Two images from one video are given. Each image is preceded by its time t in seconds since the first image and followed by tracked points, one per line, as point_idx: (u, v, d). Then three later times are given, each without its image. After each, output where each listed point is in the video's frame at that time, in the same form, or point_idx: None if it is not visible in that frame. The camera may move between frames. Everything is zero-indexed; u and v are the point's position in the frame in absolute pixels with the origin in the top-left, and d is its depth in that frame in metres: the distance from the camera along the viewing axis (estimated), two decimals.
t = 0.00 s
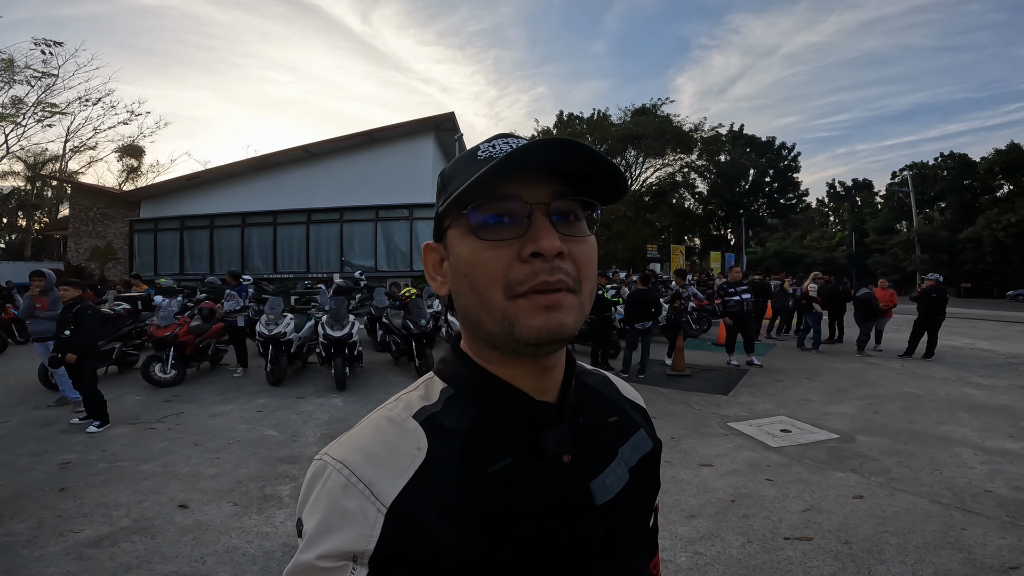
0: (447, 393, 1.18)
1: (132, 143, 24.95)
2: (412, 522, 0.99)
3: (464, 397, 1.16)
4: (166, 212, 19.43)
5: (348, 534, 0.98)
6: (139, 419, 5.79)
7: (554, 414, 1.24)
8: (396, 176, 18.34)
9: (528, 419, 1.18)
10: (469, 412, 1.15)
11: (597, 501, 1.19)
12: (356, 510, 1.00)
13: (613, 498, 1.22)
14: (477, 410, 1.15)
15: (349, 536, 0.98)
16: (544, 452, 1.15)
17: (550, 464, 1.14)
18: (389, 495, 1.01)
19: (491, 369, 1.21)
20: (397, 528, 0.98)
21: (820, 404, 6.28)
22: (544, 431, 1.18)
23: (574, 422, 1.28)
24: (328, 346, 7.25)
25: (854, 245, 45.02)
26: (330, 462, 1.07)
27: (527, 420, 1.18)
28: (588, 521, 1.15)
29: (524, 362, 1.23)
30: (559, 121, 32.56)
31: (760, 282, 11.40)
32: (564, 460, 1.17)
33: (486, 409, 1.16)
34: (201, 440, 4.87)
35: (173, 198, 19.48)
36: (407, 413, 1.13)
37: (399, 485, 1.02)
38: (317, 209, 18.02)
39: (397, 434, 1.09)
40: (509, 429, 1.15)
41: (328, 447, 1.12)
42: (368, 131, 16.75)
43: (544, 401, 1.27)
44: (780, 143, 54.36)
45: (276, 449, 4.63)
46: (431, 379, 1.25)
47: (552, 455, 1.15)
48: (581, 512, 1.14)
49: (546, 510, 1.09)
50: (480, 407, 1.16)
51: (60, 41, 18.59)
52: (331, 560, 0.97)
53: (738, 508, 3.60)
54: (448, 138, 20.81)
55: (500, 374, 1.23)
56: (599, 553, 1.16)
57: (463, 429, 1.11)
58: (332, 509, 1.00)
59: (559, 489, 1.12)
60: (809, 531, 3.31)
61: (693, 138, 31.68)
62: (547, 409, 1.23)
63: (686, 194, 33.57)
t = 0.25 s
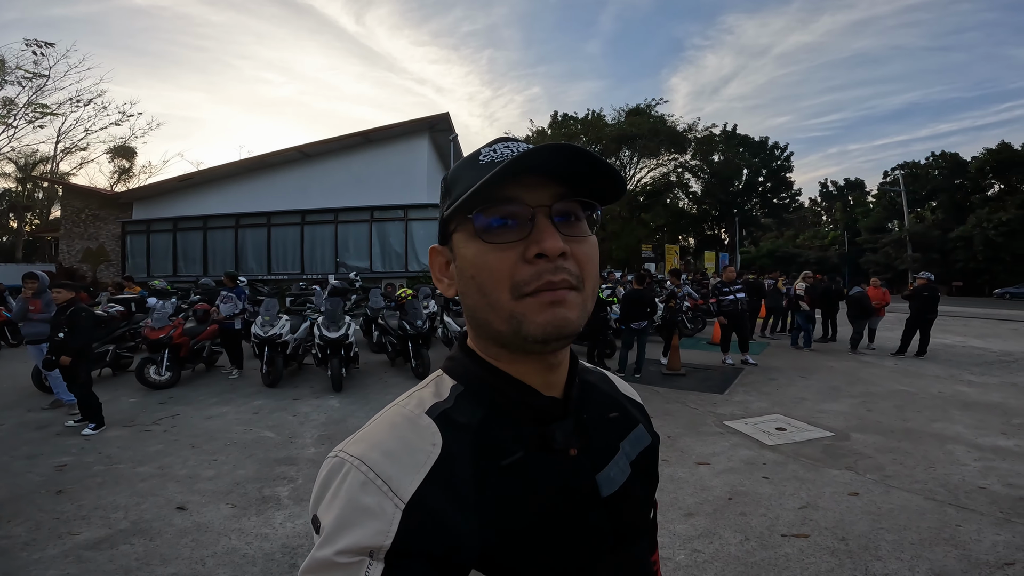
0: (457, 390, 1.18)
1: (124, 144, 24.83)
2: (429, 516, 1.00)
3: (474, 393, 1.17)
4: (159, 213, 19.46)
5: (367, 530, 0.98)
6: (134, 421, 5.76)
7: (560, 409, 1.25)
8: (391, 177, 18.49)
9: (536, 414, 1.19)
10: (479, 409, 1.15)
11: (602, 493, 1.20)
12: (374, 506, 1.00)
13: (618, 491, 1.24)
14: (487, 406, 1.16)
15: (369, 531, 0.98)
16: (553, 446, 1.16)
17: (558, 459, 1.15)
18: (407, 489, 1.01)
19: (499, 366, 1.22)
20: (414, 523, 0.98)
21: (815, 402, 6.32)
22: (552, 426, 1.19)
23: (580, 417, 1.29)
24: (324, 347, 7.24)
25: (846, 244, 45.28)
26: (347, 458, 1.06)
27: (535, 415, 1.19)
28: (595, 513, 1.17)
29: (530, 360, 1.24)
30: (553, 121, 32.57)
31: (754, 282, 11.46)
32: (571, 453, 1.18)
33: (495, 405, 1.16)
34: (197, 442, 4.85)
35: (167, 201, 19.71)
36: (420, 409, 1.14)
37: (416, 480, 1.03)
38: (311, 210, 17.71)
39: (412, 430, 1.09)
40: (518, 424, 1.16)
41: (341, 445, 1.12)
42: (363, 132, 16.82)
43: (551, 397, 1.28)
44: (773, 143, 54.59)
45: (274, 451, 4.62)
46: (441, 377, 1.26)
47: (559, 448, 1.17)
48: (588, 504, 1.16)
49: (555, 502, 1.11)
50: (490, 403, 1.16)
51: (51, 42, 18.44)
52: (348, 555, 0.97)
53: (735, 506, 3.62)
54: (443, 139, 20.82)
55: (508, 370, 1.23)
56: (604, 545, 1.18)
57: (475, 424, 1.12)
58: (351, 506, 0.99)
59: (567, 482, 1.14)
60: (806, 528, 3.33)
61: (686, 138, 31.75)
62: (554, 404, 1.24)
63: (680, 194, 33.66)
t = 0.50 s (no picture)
0: (463, 389, 1.19)
1: (114, 145, 24.63)
2: (439, 515, 1.01)
3: (481, 393, 1.18)
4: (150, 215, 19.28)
5: (377, 529, 0.99)
6: (128, 424, 5.72)
7: (565, 407, 1.26)
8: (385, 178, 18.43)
9: (543, 414, 1.21)
10: (486, 407, 1.16)
11: (607, 491, 1.22)
12: (384, 505, 1.01)
13: (621, 487, 1.26)
14: (494, 405, 1.17)
15: (379, 531, 0.99)
16: (559, 444, 1.18)
17: (564, 457, 1.17)
18: (417, 489, 1.03)
19: (505, 366, 1.23)
20: (424, 523, 1.00)
21: (808, 401, 6.37)
22: (558, 424, 1.20)
23: (584, 415, 1.31)
24: (319, 348, 7.22)
25: (838, 244, 45.61)
26: (356, 459, 1.08)
27: (541, 413, 1.20)
28: (599, 510, 1.19)
29: (536, 361, 1.25)
30: (546, 121, 32.62)
31: (747, 281, 11.52)
32: (576, 451, 1.20)
33: (502, 405, 1.17)
34: (192, 445, 4.83)
35: (158, 203, 19.57)
36: (427, 409, 1.15)
37: (426, 479, 1.04)
38: (304, 212, 17.66)
39: (420, 430, 1.10)
40: (525, 423, 1.17)
41: (349, 445, 1.13)
42: (356, 133, 16.76)
43: (556, 396, 1.29)
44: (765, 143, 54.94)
45: (270, 453, 4.61)
46: (445, 376, 1.27)
47: (564, 447, 1.18)
48: (594, 501, 1.18)
49: (562, 501, 1.12)
50: (497, 402, 1.18)
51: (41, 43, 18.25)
52: (359, 556, 0.99)
53: (732, 503, 3.65)
54: (437, 140, 20.80)
55: (515, 371, 1.25)
56: (608, 541, 1.20)
57: (483, 423, 1.13)
58: (361, 506, 1.01)
59: (572, 481, 1.15)
60: (802, 525, 3.36)
61: (679, 138, 31.89)
62: (560, 401, 1.25)
63: (673, 194, 33.78)
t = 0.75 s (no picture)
0: (456, 389, 1.20)
1: (110, 146, 24.58)
2: (431, 516, 1.02)
3: (474, 394, 1.19)
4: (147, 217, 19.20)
5: (367, 530, 1.00)
6: (126, 426, 5.71)
7: (559, 407, 1.27)
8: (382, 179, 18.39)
9: (535, 414, 1.21)
10: (479, 407, 1.17)
11: (600, 491, 1.23)
12: (375, 505, 1.02)
13: (614, 488, 1.27)
14: (488, 406, 1.18)
15: (368, 532, 0.99)
16: (552, 444, 1.18)
17: (556, 458, 1.18)
18: (407, 490, 1.03)
19: (498, 366, 1.24)
20: (415, 522, 1.00)
21: (805, 400, 6.40)
22: (551, 424, 1.21)
23: (577, 415, 1.31)
24: (317, 350, 7.22)
25: (834, 244, 45.78)
26: (347, 459, 1.08)
27: (535, 413, 1.21)
28: (592, 510, 1.20)
29: (531, 361, 1.26)
30: (543, 122, 32.67)
31: (744, 281, 11.56)
32: (569, 452, 1.20)
33: (494, 405, 1.18)
34: (191, 446, 4.82)
35: (154, 205, 19.53)
36: (419, 409, 1.15)
37: (417, 479, 1.05)
38: (301, 213, 17.63)
39: (412, 430, 1.10)
40: (518, 423, 1.18)
41: (340, 444, 1.14)
42: (354, 134, 16.75)
43: (549, 396, 1.30)
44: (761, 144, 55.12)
45: (268, 454, 4.61)
46: (438, 376, 1.27)
47: (557, 446, 1.19)
48: (586, 501, 1.19)
49: (554, 501, 1.13)
50: (490, 402, 1.18)
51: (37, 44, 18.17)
52: (348, 555, 0.99)
53: (730, 502, 3.66)
54: (434, 142, 20.82)
55: (508, 371, 1.25)
56: (601, 542, 1.21)
57: (475, 423, 1.14)
58: (350, 507, 1.01)
59: (565, 480, 1.16)
60: (800, 524, 3.38)
61: (676, 139, 31.97)
62: (553, 401, 1.26)
63: (670, 195, 33.86)
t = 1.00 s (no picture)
0: (441, 388, 1.21)
1: (105, 147, 24.49)
2: (415, 515, 1.03)
3: (459, 393, 1.20)
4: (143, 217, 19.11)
5: (352, 530, 1.01)
6: (124, 426, 5.70)
7: (546, 405, 1.28)
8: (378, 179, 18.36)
9: (521, 412, 1.22)
10: (464, 407, 1.18)
11: (588, 489, 1.24)
12: (359, 504, 1.04)
13: (604, 486, 1.27)
14: (473, 405, 1.19)
15: (354, 531, 1.01)
16: (538, 443, 1.19)
17: (544, 455, 1.19)
18: (392, 490, 1.05)
19: (484, 365, 1.25)
20: (399, 521, 1.02)
21: (802, 399, 6.43)
22: (537, 422, 1.22)
23: (566, 412, 1.32)
24: (314, 350, 7.22)
25: (829, 244, 45.96)
26: (330, 459, 1.10)
27: (521, 412, 1.22)
28: (580, 508, 1.21)
29: (518, 359, 1.27)
30: (540, 123, 32.70)
31: (740, 281, 11.61)
32: (556, 450, 1.21)
33: (480, 404, 1.19)
34: (189, 447, 4.81)
35: (149, 206, 19.42)
36: (404, 408, 1.17)
37: (402, 479, 1.06)
38: (298, 213, 17.62)
39: (397, 430, 1.12)
40: (502, 423, 1.19)
41: (326, 443, 1.15)
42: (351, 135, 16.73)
43: (537, 395, 1.32)
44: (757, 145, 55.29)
45: (267, 454, 4.61)
46: (425, 375, 1.29)
47: (543, 445, 1.20)
48: (574, 500, 1.19)
49: (540, 499, 1.14)
50: (475, 402, 1.19)
51: (32, 44, 18.05)
52: (334, 556, 1.00)
53: (728, 500, 3.68)
54: (431, 142, 20.81)
55: (495, 369, 1.27)
56: (589, 540, 1.21)
57: (461, 421, 1.15)
58: (336, 506, 1.03)
59: (551, 478, 1.17)
60: (798, 521, 3.40)
61: (672, 139, 32.05)
62: (539, 400, 1.27)
63: (667, 195, 33.95)
